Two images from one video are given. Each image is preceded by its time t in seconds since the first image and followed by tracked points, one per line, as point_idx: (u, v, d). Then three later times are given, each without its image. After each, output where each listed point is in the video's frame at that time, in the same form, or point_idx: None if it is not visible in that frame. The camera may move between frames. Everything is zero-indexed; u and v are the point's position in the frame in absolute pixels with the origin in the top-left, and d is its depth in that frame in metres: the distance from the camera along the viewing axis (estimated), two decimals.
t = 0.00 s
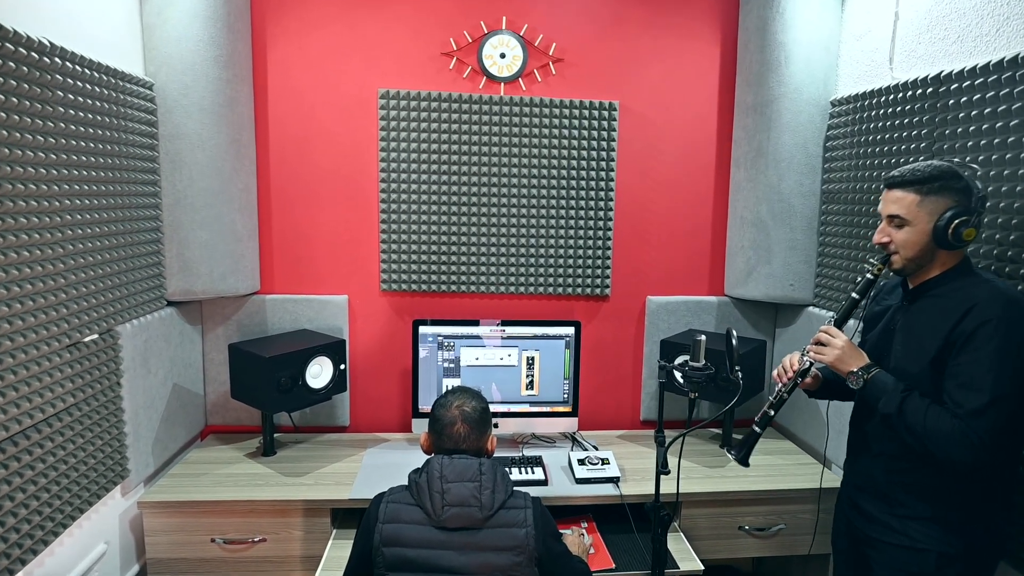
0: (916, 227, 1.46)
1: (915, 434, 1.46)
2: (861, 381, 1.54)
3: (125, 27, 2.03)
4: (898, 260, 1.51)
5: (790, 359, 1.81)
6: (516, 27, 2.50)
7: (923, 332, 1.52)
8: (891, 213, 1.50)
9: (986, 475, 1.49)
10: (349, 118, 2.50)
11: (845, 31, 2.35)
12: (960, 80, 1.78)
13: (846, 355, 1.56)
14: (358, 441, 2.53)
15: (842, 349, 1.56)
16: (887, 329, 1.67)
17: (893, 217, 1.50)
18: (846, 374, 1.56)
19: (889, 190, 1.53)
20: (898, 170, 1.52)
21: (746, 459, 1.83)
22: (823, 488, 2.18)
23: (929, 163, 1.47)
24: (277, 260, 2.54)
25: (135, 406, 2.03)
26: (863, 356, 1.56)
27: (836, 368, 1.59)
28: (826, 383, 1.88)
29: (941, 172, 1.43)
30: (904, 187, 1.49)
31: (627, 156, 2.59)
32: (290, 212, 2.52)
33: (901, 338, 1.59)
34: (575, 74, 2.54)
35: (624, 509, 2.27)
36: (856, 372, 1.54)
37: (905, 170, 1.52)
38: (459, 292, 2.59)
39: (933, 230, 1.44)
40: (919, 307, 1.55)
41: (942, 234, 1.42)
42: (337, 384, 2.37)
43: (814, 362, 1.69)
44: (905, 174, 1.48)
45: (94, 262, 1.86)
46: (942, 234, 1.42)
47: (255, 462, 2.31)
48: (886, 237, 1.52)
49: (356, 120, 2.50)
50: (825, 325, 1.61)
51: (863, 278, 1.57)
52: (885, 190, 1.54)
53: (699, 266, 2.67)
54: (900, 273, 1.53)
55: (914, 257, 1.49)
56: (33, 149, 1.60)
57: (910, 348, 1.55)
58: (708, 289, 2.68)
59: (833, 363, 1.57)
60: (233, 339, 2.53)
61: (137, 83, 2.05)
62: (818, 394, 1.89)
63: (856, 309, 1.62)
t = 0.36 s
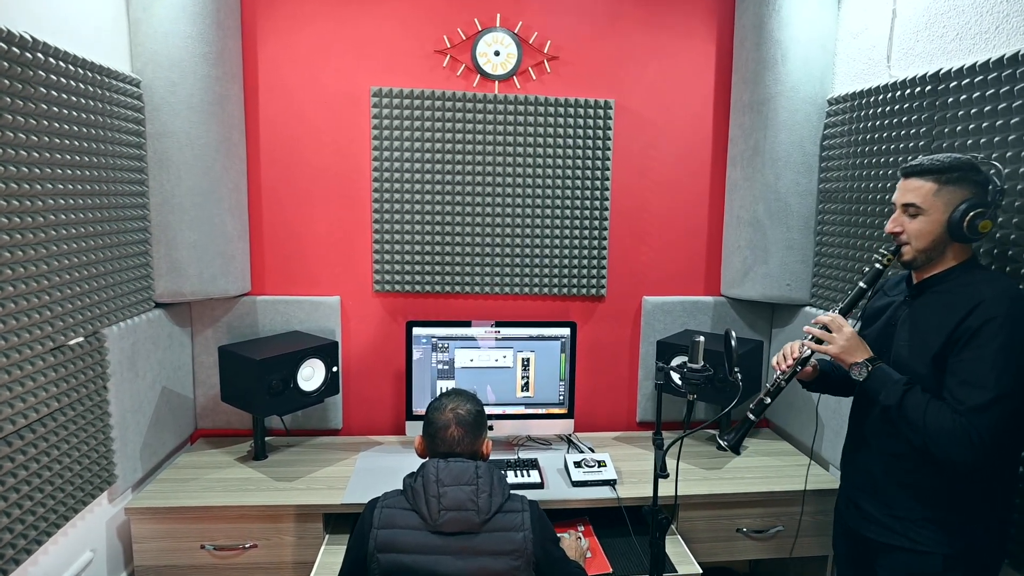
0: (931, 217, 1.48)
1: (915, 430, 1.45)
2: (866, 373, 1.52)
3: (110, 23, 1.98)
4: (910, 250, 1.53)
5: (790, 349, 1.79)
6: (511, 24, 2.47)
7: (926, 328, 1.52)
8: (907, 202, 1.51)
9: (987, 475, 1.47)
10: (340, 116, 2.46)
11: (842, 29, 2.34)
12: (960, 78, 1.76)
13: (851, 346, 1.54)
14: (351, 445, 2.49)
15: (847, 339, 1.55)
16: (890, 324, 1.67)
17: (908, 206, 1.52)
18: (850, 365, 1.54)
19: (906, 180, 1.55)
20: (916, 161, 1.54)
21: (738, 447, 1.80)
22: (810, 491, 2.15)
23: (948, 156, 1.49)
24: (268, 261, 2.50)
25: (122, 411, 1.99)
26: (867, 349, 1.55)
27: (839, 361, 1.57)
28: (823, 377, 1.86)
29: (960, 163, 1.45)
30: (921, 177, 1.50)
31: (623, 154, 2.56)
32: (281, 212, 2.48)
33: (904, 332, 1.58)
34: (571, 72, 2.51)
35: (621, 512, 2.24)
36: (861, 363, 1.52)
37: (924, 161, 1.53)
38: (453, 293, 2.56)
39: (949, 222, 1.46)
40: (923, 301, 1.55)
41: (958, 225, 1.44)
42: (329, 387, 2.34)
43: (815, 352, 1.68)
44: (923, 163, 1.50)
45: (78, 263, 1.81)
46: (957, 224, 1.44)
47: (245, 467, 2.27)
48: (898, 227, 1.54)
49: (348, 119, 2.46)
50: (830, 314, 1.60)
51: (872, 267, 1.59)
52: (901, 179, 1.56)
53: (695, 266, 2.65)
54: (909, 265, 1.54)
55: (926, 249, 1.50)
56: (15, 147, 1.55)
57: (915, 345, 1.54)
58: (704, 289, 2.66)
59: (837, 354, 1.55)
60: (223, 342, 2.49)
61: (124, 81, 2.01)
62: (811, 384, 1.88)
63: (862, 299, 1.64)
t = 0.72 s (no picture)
0: (937, 214, 1.48)
1: (914, 428, 1.43)
2: (864, 368, 1.50)
3: (94, 19, 1.94)
4: (914, 246, 1.52)
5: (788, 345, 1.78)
6: (504, 21, 2.44)
7: (927, 326, 1.51)
8: (914, 198, 1.51)
9: (987, 476, 1.46)
10: (331, 114, 2.42)
11: (838, 27, 2.32)
12: (958, 76, 1.74)
13: (849, 342, 1.52)
14: (343, 448, 2.45)
15: (845, 335, 1.53)
16: (889, 322, 1.67)
17: (914, 202, 1.51)
18: (849, 361, 1.52)
19: (914, 175, 1.54)
20: (924, 156, 1.54)
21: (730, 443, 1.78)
22: (806, 492, 2.13)
23: (957, 153, 1.49)
24: (257, 262, 2.46)
25: (107, 415, 1.94)
26: (866, 345, 1.52)
27: (838, 357, 1.55)
28: (820, 375, 1.85)
29: (968, 160, 1.45)
30: (929, 173, 1.50)
31: (617, 153, 2.54)
32: (270, 212, 2.44)
33: (904, 330, 1.58)
34: (565, 70, 2.49)
35: (617, 514, 2.22)
36: (860, 359, 1.50)
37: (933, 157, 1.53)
38: (446, 293, 2.52)
39: (954, 219, 1.46)
40: (924, 300, 1.55)
41: (963, 223, 1.44)
42: (320, 390, 2.30)
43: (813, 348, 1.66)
44: (932, 159, 1.49)
45: (61, 264, 1.77)
46: (963, 222, 1.44)
47: (234, 471, 2.23)
48: (904, 223, 1.54)
49: (339, 117, 2.42)
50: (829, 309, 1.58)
51: (875, 264, 1.59)
52: (908, 175, 1.56)
53: (690, 265, 2.63)
54: (912, 261, 1.54)
55: (930, 245, 1.50)
56: None
57: (915, 343, 1.54)
58: (700, 289, 2.64)
59: (835, 350, 1.53)
60: (211, 344, 2.44)
61: (108, 77, 1.96)
62: (807, 383, 1.86)
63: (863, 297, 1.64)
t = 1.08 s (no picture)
0: (933, 211, 1.46)
1: (911, 428, 1.40)
2: (861, 367, 1.47)
3: (71, 12, 1.88)
4: (910, 244, 1.50)
5: (782, 347, 1.76)
6: (493, 17, 2.40)
7: (924, 326, 1.49)
8: (909, 195, 1.49)
9: (983, 477, 1.44)
10: (317, 111, 2.37)
11: (830, 25, 2.30)
12: (951, 73, 1.73)
13: (844, 341, 1.50)
14: (330, 452, 2.41)
15: (841, 333, 1.51)
16: (883, 321, 1.65)
17: (910, 199, 1.49)
18: (844, 360, 1.49)
19: (909, 172, 1.53)
20: (919, 154, 1.53)
21: (724, 445, 1.73)
22: (799, 493, 2.11)
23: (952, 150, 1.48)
24: (242, 262, 2.41)
25: (85, 420, 1.89)
26: (861, 345, 1.50)
27: (833, 356, 1.53)
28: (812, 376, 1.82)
29: (964, 157, 1.44)
30: (924, 170, 1.49)
31: (608, 151, 2.51)
32: (255, 211, 2.39)
33: (899, 329, 1.56)
34: (555, 67, 2.45)
35: (608, 518, 2.19)
36: (856, 358, 1.47)
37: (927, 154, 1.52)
38: (435, 294, 2.48)
39: (950, 216, 1.44)
40: (919, 299, 1.53)
41: (960, 220, 1.42)
42: (306, 393, 2.25)
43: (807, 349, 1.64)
44: (927, 156, 1.48)
45: (37, 265, 1.71)
46: (960, 219, 1.42)
47: (218, 476, 2.18)
48: (899, 221, 1.51)
49: (325, 114, 2.38)
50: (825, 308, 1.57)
51: (870, 263, 1.56)
52: (903, 172, 1.54)
53: (682, 265, 2.61)
54: (907, 259, 1.52)
55: (926, 243, 1.48)
56: None
57: (911, 343, 1.52)
58: (691, 289, 2.62)
59: (830, 348, 1.51)
60: (195, 346, 2.39)
61: (86, 73, 1.91)
62: (799, 384, 1.83)
63: (857, 296, 1.61)
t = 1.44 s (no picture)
0: (929, 208, 1.43)
1: (907, 431, 1.37)
2: (855, 368, 1.44)
3: (43, 4, 1.82)
4: (905, 242, 1.47)
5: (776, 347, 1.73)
6: (480, 12, 2.36)
7: (920, 326, 1.46)
8: (906, 191, 1.46)
9: (980, 480, 1.41)
10: (300, 107, 2.32)
11: (822, 20, 2.27)
12: (947, 67, 1.70)
13: (840, 340, 1.47)
14: (315, 456, 2.36)
15: (836, 333, 1.48)
16: (879, 321, 1.63)
17: (906, 196, 1.46)
18: (839, 360, 1.46)
19: (904, 168, 1.50)
20: (915, 149, 1.49)
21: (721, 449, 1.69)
22: (793, 495, 2.08)
23: (949, 145, 1.45)
24: (224, 262, 2.35)
25: (60, 425, 1.83)
26: (857, 346, 1.47)
27: (827, 356, 1.50)
28: (805, 378, 1.79)
29: (962, 153, 1.41)
30: (921, 166, 1.45)
31: (598, 149, 2.47)
32: (237, 210, 2.33)
33: (895, 330, 1.53)
34: (543, 63, 2.41)
35: (599, 521, 2.15)
36: (851, 359, 1.45)
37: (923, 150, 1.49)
38: (422, 294, 2.43)
39: (947, 214, 1.41)
40: (915, 298, 1.50)
41: (958, 217, 1.39)
42: (290, 396, 2.20)
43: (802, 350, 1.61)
44: (924, 151, 1.45)
45: (7, 265, 1.65)
46: (958, 216, 1.39)
47: (199, 482, 2.12)
48: (895, 218, 1.48)
49: (309, 110, 2.32)
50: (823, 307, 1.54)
51: (865, 261, 1.53)
52: (899, 167, 1.51)
53: (674, 264, 2.57)
54: (903, 258, 1.49)
55: (922, 241, 1.45)
56: None
57: (907, 344, 1.49)
58: (683, 288, 2.59)
59: (825, 348, 1.48)
60: (175, 348, 2.33)
61: (60, 67, 1.85)
62: (793, 387, 1.80)
63: (852, 296, 1.58)
